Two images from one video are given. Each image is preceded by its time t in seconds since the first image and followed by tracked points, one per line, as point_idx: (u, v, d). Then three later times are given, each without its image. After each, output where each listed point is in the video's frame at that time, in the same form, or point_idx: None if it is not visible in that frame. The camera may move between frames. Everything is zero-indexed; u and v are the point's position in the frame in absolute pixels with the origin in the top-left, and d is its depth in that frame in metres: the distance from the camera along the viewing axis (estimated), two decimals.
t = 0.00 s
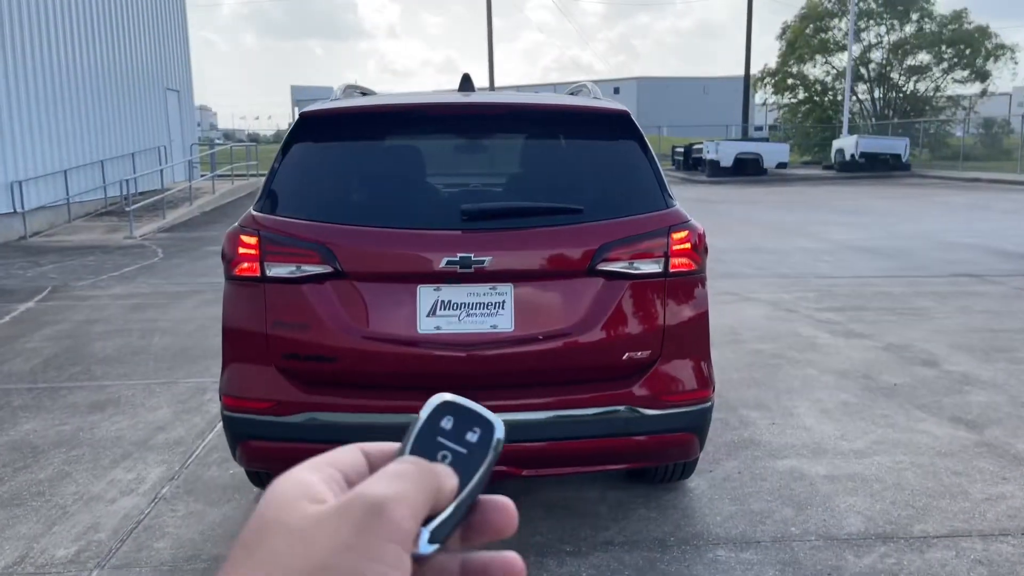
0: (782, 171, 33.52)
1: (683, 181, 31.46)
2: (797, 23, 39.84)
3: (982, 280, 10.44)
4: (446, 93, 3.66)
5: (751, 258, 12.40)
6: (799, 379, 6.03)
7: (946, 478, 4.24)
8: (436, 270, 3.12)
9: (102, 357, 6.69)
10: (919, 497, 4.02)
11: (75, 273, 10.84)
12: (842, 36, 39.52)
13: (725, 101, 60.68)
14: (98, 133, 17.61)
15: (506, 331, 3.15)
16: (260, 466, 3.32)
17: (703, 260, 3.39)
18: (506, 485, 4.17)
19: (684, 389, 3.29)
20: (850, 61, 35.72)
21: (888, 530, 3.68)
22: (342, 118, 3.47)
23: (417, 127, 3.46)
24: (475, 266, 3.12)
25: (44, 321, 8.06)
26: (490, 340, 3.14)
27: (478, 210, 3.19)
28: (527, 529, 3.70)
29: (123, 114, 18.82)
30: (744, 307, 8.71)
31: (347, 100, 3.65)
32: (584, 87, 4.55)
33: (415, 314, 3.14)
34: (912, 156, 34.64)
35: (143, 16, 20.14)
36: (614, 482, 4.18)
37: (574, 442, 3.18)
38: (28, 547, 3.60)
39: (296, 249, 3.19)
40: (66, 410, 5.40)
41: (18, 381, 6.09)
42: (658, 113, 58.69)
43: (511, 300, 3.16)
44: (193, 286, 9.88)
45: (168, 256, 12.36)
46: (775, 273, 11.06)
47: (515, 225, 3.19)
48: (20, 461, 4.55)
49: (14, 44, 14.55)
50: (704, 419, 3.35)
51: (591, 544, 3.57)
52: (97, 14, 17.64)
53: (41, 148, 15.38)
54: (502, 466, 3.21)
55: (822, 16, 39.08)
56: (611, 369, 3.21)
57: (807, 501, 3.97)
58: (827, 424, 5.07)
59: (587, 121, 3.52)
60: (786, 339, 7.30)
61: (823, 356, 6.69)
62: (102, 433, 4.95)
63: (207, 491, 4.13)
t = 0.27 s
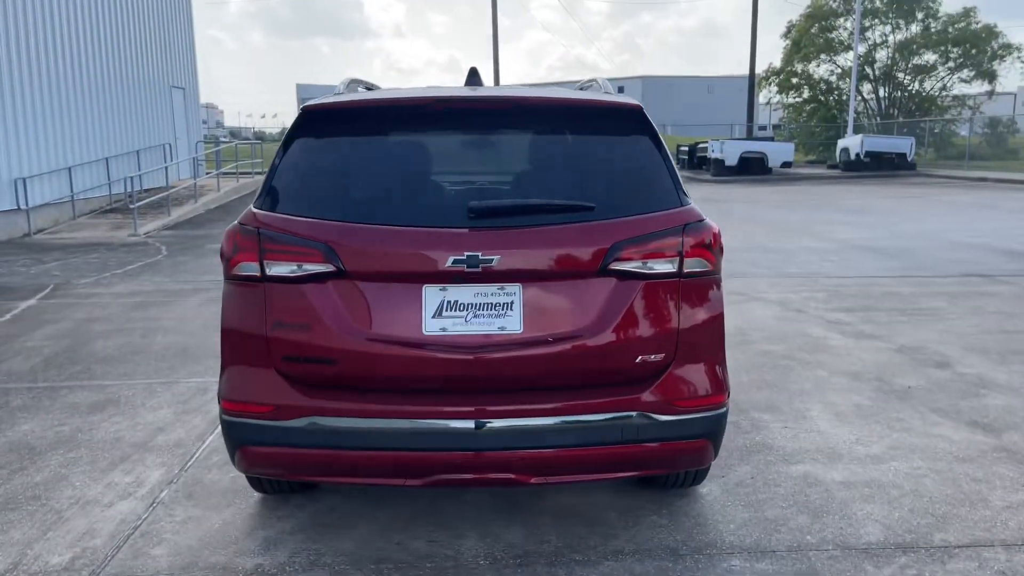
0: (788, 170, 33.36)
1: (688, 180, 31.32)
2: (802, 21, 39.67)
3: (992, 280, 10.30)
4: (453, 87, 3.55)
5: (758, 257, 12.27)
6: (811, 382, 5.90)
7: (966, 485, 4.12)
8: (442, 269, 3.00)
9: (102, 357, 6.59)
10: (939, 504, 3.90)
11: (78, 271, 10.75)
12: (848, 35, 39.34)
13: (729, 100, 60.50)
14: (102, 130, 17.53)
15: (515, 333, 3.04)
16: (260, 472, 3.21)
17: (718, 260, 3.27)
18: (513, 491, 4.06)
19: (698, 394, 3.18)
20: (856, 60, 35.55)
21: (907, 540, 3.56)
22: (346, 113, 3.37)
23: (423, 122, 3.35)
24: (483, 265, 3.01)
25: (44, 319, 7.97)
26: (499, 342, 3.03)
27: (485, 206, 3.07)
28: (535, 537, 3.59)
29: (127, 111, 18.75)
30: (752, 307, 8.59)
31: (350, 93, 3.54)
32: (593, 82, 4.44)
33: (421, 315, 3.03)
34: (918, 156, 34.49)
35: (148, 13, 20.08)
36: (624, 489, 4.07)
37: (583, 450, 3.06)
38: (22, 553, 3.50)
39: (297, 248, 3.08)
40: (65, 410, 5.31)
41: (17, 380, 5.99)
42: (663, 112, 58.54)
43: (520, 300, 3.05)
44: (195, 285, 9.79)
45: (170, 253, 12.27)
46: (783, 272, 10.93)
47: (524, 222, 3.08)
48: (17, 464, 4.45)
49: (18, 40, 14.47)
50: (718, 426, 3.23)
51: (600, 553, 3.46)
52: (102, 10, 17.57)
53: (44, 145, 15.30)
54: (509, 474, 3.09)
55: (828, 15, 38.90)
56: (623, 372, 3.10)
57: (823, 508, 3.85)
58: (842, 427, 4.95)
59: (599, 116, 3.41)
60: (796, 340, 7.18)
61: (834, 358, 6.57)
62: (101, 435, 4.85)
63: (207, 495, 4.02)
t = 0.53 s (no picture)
0: (792, 167, 33.15)
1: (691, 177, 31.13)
2: (807, 17, 39.43)
3: (1006, 280, 10.11)
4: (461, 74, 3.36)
5: (766, 255, 12.09)
6: (827, 385, 5.71)
7: (996, 497, 3.93)
8: (451, 263, 2.83)
9: (97, 358, 6.41)
10: (970, 518, 3.72)
11: (75, 269, 10.58)
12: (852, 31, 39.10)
13: (732, 96, 60.25)
14: (102, 126, 17.35)
15: (528, 333, 2.85)
16: (257, 485, 3.02)
17: (742, 262, 3.09)
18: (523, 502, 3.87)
19: (721, 404, 2.99)
20: (861, 57, 35.33)
21: (940, 557, 3.38)
22: (348, 102, 3.19)
23: (431, 111, 3.16)
24: (494, 258, 2.83)
25: (40, 319, 7.79)
26: (510, 343, 2.84)
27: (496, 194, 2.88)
28: (547, 552, 3.42)
29: (127, 107, 18.57)
30: (763, 307, 8.40)
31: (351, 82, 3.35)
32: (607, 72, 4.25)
33: (427, 312, 2.85)
34: (922, 153, 34.27)
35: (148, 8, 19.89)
36: (639, 500, 3.89)
37: (599, 464, 2.88)
38: (7, 569, 3.32)
39: (296, 241, 2.90)
40: (57, 415, 5.13)
41: (10, 383, 5.82)
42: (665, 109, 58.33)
43: (534, 298, 2.86)
44: (194, 282, 9.62)
45: (170, 251, 12.09)
46: (792, 271, 10.74)
47: (538, 213, 2.89)
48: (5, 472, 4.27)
49: (17, 34, 14.29)
50: (741, 437, 3.05)
51: (616, 571, 3.28)
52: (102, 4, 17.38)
53: (43, 141, 15.12)
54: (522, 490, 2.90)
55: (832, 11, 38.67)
56: (642, 376, 2.91)
57: (849, 522, 3.67)
58: (863, 434, 4.76)
59: (617, 105, 3.22)
60: (810, 342, 6.99)
61: (850, 360, 6.38)
62: (93, 441, 4.67)
63: (203, 506, 3.85)
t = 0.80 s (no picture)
0: (794, 162, 32.93)
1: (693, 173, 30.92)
2: (809, 12, 39.18)
3: (1018, 279, 9.92)
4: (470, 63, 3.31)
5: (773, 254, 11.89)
6: (844, 391, 5.53)
7: None
8: (461, 242, 2.63)
9: (91, 361, 6.23)
10: (1003, 535, 3.54)
11: (71, 267, 10.39)
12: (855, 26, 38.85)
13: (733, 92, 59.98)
14: (99, 122, 17.15)
15: (543, 320, 2.66)
16: (254, 507, 2.83)
17: (768, 269, 2.91)
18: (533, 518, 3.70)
19: (747, 419, 2.79)
20: (864, 52, 35.10)
21: None
22: (348, 88, 3.14)
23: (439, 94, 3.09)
24: (506, 236, 2.64)
25: (33, 320, 7.60)
26: (524, 331, 2.65)
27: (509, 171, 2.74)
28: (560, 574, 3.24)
29: (125, 103, 18.36)
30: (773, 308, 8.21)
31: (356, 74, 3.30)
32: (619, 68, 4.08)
33: (432, 299, 2.65)
34: (925, 149, 34.05)
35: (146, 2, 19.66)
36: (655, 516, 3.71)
37: (616, 485, 2.70)
38: None
39: (290, 222, 2.71)
40: (48, 422, 4.95)
41: None
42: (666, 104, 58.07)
43: (551, 282, 2.67)
44: (191, 281, 9.42)
45: (167, 249, 11.90)
46: (800, 270, 10.55)
47: (557, 191, 2.73)
48: None
49: (12, 28, 14.07)
50: (767, 455, 2.86)
51: None
52: None
53: (39, 137, 14.92)
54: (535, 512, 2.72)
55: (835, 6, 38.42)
56: (664, 370, 2.69)
57: (876, 540, 3.49)
58: (884, 444, 4.58)
59: (633, 93, 3.16)
60: (823, 344, 6.81)
61: (865, 364, 6.20)
62: (85, 451, 4.49)
63: (198, 522, 3.67)
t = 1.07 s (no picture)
0: (797, 157, 32.71)
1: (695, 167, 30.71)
2: (812, 5, 38.93)
3: None
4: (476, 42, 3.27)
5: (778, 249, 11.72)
6: (858, 391, 5.37)
7: None
8: (466, 208, 2.49)
9: (83, 361, 6.07)
10: None
11: (65, 264, 10.23)
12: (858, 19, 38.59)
13: (734, 85, 59.69)
14: (96, 115, 16.97)
15: (555, 295, 2.52)
16: (248, 519, 2.68)
17: (789, 269, 2.76)
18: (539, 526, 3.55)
19: (768, 426, 2.63)
20: (867, 45, 34.86)
21: None
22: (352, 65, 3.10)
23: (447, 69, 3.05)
24: (516, 201, 2.50)
25: (25, 318, 7.44)
26: (533, 306, 2.52)
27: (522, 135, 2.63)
28: None
29: (122, 96, 18.17)
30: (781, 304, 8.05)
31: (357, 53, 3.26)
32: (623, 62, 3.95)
33: (433, 274, 2.52)
34: (928, 142, 33.83)
35: None
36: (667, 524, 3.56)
37: (629, 499, 2.54)
38: None
39: (278, 191, 2.56)
40: (37, 425, 4.79)
41: None
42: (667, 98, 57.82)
43: (564, 255, 2.54)
44: (188, 278, 9.26)
45: (164, 245, 11.74)
46: (807, 266, 10.38)
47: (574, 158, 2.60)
48: None
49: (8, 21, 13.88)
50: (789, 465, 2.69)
51: None
52: None
53: (35, 130, 14.74)
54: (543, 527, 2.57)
55: None
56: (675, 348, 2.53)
57: (899, 551, 3.34)
58: (902, 447, 4.43)
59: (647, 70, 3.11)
60: (834, 342, 6.65)
61: (877, 362, 6.05)
62: (74, 455, 4.34)
63: (191, 531, 3.52)
